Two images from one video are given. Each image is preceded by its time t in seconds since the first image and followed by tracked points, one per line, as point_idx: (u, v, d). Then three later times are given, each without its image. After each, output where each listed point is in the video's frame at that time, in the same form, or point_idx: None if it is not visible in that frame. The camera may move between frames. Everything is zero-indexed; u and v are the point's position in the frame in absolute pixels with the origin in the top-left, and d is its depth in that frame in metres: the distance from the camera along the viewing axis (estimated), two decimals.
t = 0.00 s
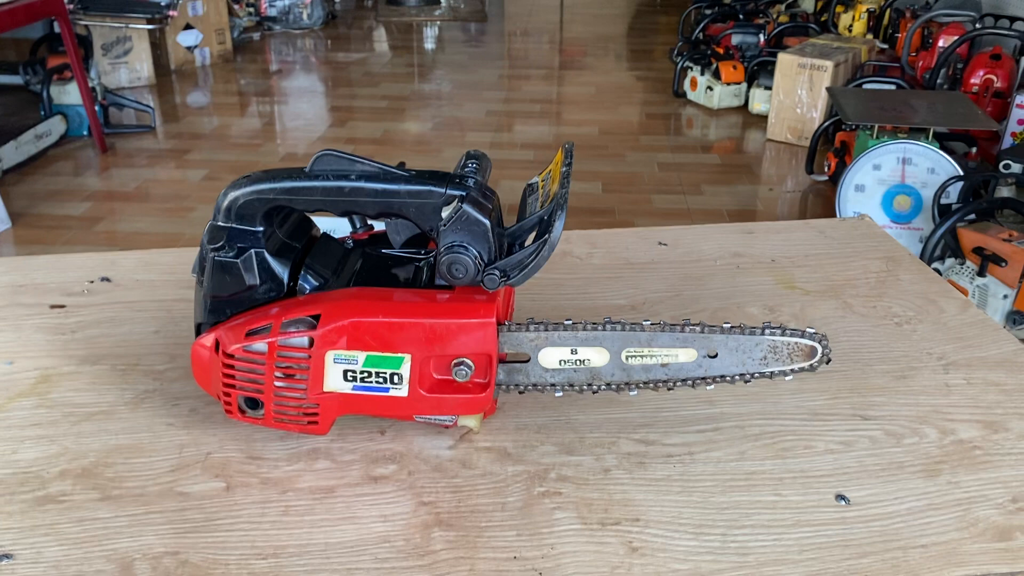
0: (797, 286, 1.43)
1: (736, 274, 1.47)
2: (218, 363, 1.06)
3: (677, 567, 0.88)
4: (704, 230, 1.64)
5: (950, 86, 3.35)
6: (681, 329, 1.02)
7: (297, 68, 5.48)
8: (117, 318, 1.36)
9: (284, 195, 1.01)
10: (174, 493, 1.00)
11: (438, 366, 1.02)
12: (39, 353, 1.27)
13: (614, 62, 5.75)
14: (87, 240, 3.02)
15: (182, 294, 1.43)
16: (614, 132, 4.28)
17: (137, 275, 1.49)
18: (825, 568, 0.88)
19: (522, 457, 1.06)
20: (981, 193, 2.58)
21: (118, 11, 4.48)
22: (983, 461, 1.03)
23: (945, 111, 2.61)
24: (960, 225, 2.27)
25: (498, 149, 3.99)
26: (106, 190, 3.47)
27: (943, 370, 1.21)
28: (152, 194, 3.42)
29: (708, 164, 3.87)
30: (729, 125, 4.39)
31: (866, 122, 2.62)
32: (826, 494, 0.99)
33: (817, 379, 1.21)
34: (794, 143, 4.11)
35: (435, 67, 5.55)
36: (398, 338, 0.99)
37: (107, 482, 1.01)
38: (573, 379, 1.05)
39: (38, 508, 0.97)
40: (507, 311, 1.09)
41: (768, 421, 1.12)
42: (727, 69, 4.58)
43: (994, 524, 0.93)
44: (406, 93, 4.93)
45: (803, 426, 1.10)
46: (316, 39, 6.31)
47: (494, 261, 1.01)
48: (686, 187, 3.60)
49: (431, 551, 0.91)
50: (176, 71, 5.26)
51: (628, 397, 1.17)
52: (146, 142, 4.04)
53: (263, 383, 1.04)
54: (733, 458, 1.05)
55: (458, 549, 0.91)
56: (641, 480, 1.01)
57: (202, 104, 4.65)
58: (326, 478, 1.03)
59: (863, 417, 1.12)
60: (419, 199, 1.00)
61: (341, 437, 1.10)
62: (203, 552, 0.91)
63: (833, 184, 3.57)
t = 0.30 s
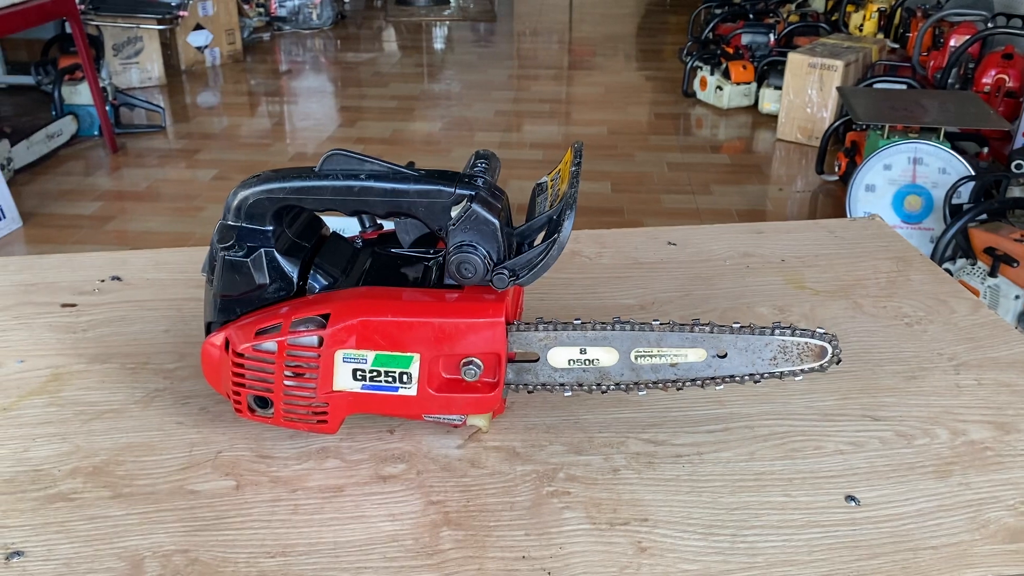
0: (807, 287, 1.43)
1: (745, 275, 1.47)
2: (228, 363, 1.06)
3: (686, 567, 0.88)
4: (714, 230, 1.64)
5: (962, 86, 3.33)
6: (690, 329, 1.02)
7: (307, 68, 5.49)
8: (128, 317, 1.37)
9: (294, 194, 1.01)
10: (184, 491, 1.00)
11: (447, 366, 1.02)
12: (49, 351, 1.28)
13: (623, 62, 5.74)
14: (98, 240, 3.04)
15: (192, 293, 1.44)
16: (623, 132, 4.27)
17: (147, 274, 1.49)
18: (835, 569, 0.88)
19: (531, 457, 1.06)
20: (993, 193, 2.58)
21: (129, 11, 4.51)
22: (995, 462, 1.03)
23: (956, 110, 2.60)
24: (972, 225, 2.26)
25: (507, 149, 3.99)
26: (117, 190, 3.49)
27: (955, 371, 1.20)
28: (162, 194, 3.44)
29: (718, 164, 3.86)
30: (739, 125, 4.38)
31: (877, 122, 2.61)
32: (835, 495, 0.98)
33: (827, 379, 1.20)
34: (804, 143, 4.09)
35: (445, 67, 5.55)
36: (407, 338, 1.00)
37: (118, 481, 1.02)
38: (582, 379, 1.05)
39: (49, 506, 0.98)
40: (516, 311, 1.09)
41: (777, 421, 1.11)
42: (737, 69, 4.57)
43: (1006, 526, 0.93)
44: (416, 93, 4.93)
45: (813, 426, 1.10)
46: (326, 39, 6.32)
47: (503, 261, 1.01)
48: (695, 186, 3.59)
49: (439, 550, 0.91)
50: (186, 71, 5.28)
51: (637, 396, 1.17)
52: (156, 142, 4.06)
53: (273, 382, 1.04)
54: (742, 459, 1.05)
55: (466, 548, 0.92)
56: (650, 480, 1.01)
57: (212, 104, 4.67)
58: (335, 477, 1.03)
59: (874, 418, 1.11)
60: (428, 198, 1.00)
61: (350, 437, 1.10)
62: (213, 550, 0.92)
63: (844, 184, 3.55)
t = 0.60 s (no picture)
0: (812, 287, 1.42)
1: (750, 275, 1.47)
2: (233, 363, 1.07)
3: (690, 568, 0.88)
4: (718, 230, 1.63)
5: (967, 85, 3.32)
6: (695, 329, 1.02)
7: (311, 68, 5.50)
8: (133, 317, 1.37)
9: (298, 194, 1.01)
10: (188, 491, 1.01)
11: (451, 366, 1.02)
12: (54, 351, 1.28)
13: (627, 62, 5.74)
14: (102, 240, 3.05)
15: (197, 293, 1.44)
16: (627, 132, 4.27)
17: (151, 274, 1.50)
18: (840, 569, 0.88)
19: (535, 457, 1.06)
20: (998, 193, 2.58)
21: (134, 12, 4.52)
22: (1000, 463, 1.03)
23: (962, 110, 2.59)
24: (977, 225, 2.25)
25: (511, 149, 3.99)
26: (121, 190, 3.50)
27: (960, 371, 1.20)
28: (166, 194, 3.45)
29: (722, 164, 3.85)
30: (743, 125, 4.37)
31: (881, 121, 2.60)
32: (839, 495, 0.98)
33: (831, 379, 1.20)
34: (808, 143, 4.08)
35: (449, 67, 5.55)
36: (412, 338, 1.00)
37: (122, 480, 1.02)
38: (586, 379, 1.05)
39: (54, 506, 0.98)
40: (520, 311, 1.09)
41: (782, 421, 1.11)
42: (741, 69, 4.56)
43: (1011, 527, 0.93)
44: (420, 93, 4.94)
45: (818, 426, 1.10)
46: (330, 39, 6.34)
47: (508, 261, 1.01)
48: (700, 186, 3.59)
49: (443, 550, 0.91)
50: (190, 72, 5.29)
51: (641, 396, 1.17)
52: (161, 142, 4.07)
53: (277, 382, 1.05)
54: (746, 459, 1.05)
55: (470, 549, 0.92)
56: (654, 481, 1.01)
57: (217, 104, 4.68)
58: (339, 477, 1.03)
59: (878, 418, 1.11)
60: (433, 198, 1.00)
61: (354, 437, 1.10)
62: (217, 550, 0.92)
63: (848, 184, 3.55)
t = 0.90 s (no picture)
0: (813, 287, 1.42)
1: (750, 275, 1.47)
2: (234, 363, 1.07)
3: (691, 568, 0.88)
4: (719, 230, 1.63)
5: (967, 85, 3.32)
6: (695, 329, 1.02)
7: (312, 68, 5.50)
8: (134, 318, 1.37)
9: (299, 195, 1.01)
10: (189, 491, 1.01)
11: (451, 366, 1.02)
12: (55, 352, 1.28)
13: (628, 62, 5.74)
14: (103, 241, 3.05)
15: (197, 294, 1.44)
16: (628, 132, 4.27)
17: (152, 275, 1.50)
18: (840, 569, 0.88)
19: (535, 458, 1.06)
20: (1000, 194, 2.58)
21: (135, 12, 4.52)
22: (1001, 463, 1.03)
23: (963, 110, 2.59)
24: (978, 224, 2.25)
25: (512, 149, 3.99)
26: (123, 190, 3.50)
27: (961, 371, 1.20)
28: (167, 194, 3.45)
29: (722, 163, 3.85)
30: (744, 125, 4.37)
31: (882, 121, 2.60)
32: (840, 495, 0.98)
33: (832, 379, 1.20)
34: (809, 143, 4.08)
35: (449, 67, 5.55)
36: (412, 339, 1.00)
37: (123, 481, 1.02)
38: (587, 380, 1.05)
39: (54, 506, 0.98)
40: (520, 312, 1.09)
41: (783, 421, 1.11)
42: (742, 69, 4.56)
43: (1011, 527, 0.93)
44: (421, 93, 4.94)
45: (818, 426, 1.10)
46: (331, 39, 6.34)
47: (509, 261, 1.01)
48: (700, 186, 3.59)
49: (444, 551, 0.91)
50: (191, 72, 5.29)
51: (641, 397, 1.17)
52: (162, 143, 4.07)
53: (278, 382, 1.05)
54: (746, 459, 1.05)
55: (471, 549, 0.92)
56: (654, 481, 1.01)
57: (218, 104, 4.69)
58: (340, 477, 1.03)
59: (879, 418, 1.11)
60: (433, 198, 1.00)
61: (355, 437, 1.10)
62: (218, 550, 0.92)
63: (849, 184, 3.55)
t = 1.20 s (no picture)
0: (813, 287, 1.42)
1: (751, 275, 1.47)
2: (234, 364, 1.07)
3: (691, 568, 0.88)
4: (719, 230, 1.63)
5: (967, 85, 3.32)
6: (695, 329, 1.02)
7: (312, 68, 5.50)
8: (134, 318, 1.37)
9: (299, 195, 1.01)
10: (189, 492, 1.01)
11: (451, 366, 1.02)
12: (55, 352, 1.28)
13: (629, 62, 5.74)
14: (103, 241, 3.05)
15: (197, 294, 1.44)
16: (628, 132, 4.27)
17: (152, 275, 1.50)
18: (841, 569, 0.88)
19: (535, 458, 1.06)
20: (1001, 194, 2.58)
21: (134, 12, 4.52)
22: (1001, 463, 1.03)
23: (963, 110, 2.58)
24: (978, 224, 2.25)
25: (512, 149, 3.99)
26: (123, 190, 3.50)
27: (961, 371, 1.20)
28: (167, 195, 3.45)
29: (722, 163, 3.85)
30: (744, 125, 4.37)
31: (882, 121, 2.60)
32: (840, 495, 0.98)
33: (832, 379, 1.20)
34: (809, 143, 4.08)
35: (449, 67, 5.55)
36: (412, 339, 1.00)
37: (123, 481, 1.02)
38: (587, 380, 1.05)
39: (54, 507, 0.98)
40: (520, 311, 1.09)
41: (783, 421, 1.11)
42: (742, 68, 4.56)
43: (1012, 527, 0.92)
44: (421, 93, 4.94)
45: (819, 426, 1.10)
46: (331, 39, 6.34)
47: (508, 261, 1.01)
48: (700, 186, 3.59)
49: (444, 551, 0.91)
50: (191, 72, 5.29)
51: (641, 397, 1.17)
52: (162, 143, 4.07)
53: (278, 382, 1.04)
54: (747, 459, 1.05)
55: (471, 549, 0.92)
56: (654, 481, 1.01)
57: (218, 104, 4.69)
58: (340, 477, 1.03)
59: (879, 418, 1.11)
60: (433, 199, 1.00)
61: (355, 437, 1.10)
62: (218, 550, 0.92)
63: (849, 184, 3.54)
